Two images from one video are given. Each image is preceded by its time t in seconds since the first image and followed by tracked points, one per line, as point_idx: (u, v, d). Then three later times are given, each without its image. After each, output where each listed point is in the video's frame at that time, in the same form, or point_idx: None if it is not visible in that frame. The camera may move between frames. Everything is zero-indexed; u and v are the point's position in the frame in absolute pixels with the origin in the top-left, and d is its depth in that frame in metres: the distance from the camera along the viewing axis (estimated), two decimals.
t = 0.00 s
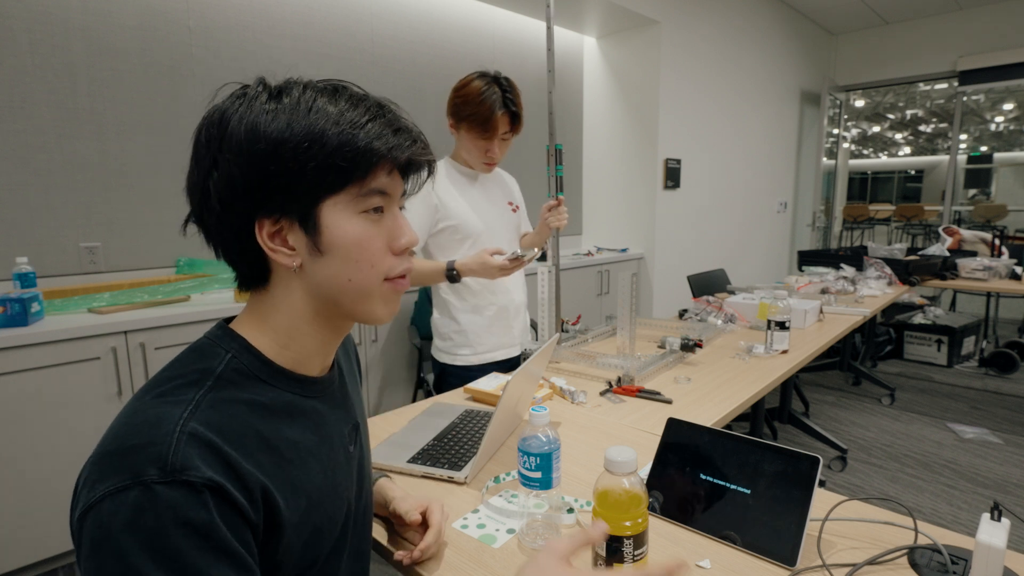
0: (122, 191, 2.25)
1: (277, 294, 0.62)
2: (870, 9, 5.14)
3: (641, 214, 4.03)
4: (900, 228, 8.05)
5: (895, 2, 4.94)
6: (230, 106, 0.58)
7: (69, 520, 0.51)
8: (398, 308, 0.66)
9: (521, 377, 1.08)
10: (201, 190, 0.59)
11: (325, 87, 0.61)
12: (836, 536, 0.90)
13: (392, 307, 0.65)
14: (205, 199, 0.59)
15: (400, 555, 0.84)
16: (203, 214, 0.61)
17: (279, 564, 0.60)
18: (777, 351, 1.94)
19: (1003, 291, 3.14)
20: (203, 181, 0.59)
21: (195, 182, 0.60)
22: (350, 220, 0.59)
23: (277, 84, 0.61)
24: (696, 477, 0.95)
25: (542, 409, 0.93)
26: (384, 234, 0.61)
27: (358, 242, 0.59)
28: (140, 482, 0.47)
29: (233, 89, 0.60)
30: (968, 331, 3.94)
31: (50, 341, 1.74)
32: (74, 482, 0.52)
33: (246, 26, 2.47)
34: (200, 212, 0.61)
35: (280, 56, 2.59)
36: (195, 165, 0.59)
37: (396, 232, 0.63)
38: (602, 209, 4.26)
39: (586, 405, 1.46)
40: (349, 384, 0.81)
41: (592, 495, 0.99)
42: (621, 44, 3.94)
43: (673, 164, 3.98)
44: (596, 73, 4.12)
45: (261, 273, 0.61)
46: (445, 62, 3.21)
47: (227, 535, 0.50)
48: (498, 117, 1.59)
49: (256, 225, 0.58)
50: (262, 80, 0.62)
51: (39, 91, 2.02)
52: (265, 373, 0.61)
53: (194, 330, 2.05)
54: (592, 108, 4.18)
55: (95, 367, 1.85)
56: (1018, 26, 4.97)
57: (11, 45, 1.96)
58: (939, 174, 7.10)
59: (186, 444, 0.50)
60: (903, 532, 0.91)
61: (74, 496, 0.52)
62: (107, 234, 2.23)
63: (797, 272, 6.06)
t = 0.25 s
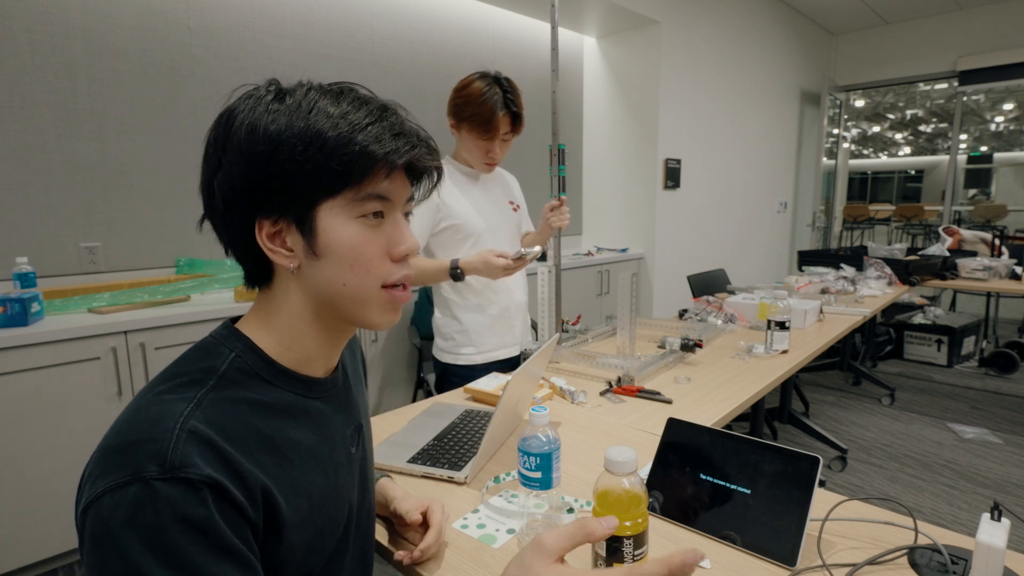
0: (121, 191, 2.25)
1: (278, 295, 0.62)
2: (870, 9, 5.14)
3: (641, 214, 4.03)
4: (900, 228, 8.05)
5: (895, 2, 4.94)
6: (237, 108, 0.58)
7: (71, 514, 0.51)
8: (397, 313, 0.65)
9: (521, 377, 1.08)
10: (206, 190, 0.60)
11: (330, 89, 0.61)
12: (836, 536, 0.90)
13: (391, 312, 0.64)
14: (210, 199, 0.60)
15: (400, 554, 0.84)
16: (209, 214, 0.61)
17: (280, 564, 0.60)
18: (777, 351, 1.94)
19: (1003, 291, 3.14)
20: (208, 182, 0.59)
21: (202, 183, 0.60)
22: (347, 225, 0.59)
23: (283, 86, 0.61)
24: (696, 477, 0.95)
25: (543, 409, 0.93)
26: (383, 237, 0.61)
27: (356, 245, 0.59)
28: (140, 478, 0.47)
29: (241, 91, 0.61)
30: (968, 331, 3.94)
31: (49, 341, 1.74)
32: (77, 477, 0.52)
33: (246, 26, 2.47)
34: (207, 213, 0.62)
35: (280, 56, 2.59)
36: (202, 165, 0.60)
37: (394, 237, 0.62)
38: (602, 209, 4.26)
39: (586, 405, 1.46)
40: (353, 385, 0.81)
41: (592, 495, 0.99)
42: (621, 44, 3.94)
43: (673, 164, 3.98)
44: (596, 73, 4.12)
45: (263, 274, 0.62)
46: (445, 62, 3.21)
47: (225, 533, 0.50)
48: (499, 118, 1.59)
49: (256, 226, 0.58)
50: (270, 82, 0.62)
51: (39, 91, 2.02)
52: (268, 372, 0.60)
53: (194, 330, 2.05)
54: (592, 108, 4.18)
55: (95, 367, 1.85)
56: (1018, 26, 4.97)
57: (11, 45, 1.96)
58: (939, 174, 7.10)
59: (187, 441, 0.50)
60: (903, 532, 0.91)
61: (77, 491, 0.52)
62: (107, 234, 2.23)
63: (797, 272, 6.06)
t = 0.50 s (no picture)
0: (121, 191, 2.24)
1: (280, 294, 0.62)
2: (870, 9, 5.14)
3: (641, 214, 4.03)
4: (900, 228, 8.05)
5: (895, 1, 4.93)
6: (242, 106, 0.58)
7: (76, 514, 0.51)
8: (398, 314, 0.65)
9: (521, 377, 1.08)
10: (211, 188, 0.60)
11: (335, 90, 0.61)
12: (836, 536, 0.90)
13: (393, 313, 0.64)
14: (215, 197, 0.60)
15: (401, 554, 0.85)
16: (213, 212, 0.61)
17: (284, 564, 0.60)
18: (777, 351, 1.94)
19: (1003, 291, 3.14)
20: (212, 180, 0.59)
21: (206, 181, 0.60)
22: (350, 224, 0.59)
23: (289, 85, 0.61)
24: (696, 478, 0.95)
25: (543, 410, 0.93)
26: (386, 238, 0.61)
27: (358, 246, 0.59)
28: (148, 480, 0.47)
29: (248, 89, 0.61)
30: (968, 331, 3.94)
31: (49, 341, 1.74)
32: (81, 477, 0.52)
33: (245, 26, 2.47)
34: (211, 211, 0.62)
35: (279, 57, 2.59)
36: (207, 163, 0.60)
37: (397, 239, 0.62)
38: (602, 209, 4.26)
39: (586, 405, 1.46)
40: (354, 385, 0.81)
41: (592, 495, 0.99)
42: (621, 44, 3.94)
43: (673, 164, 3.98)
44: (596, 73, 4.12)
45: (266, 272, 0.62)
46: (445, 62, 3.21)
47: (233, 535, 0.50)
48: (502, 120, 1.59)
49: (259, 225, 0.58)
50: (277, 81, 0.62)
51: (40, 91, 2.02)
52: (272, 373, 0.61)
53: (194, 330, 2.05)
54: (592, 108, 4.18)
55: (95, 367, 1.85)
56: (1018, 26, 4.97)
57: (11, 45, 1.96)
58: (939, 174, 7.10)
59: (194, 443, 0.50)
60: (903, 532, 0.91)
61: (82, 491, 0.52)
62: (107, 234, 2.23)
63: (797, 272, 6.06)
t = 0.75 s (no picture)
0: (121, 191, 2.24)
1: (282, 294, 0.62)
2: (870, 9, 5.13)
3: (641, 214, 4.03)
4: (900, 228, 8.05)
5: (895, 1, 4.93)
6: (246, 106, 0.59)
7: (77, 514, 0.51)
8: (399, 316, 0.64)
9: (521, 377, 1.08)
10: (217, 187, 0.60)
11: (336, 90, 0.61)
12: (836, 536, 0.90)
13: (393, 315, 0.64)
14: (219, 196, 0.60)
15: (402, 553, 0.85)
16: (218, 211, 0.62)
17: (285, 564, 0.60)
18: (777, 351, 1.94)
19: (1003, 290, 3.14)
20: (217, 179, 0.60)
21: (212, 181, 0.61)
22: (352, 225, 0.59)
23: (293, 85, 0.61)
24: (696, 478, 0.95)
25: (542, 409, 0.93)
26: (385, 240, 0.61)
27: (357, 247, 0.59)
28: (148, 481, 0.47)
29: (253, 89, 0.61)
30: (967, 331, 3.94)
31: (49, 341, 1.74)
32: (82, 476, 0.52)
33: (245, 26, 2.47)
34: (216, 210, 0.62)
35: (279, 56, 2.59)
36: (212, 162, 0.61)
37: (397, 240, 0.62)
38: (602, 209, 4.26)
39: (586, 405, 1.46)
40: (357, 386, 0.81)
41: (592, 495, 0.99)
42: (621, 44, 3.94)
43: (673, 164, 3.98)
44: (596, 73, 4.12)
45: (268, 272, 0.62)
46: (444, 62, 3.21)
47: (232, 537, 0.50)
48: (506, 120, 1.59)
49: (261, 225, 0.58)
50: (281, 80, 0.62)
51: (40, 91, 2.02)
52: (275, 373, 0.61)
53: (194, 330, 2.05)
54: (592, 108, 4.18)
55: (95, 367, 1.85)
56: (1018, 26, 4.97)
57: (11, 45, 1.96)
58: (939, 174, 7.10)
59: (193, 444, 0.50)
60: (903, 532, 0.90)
61: (83, 490, 0.52)
62: (107, 234, 2.23)
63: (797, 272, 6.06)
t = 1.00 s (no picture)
0: (121, 190, 2.24)
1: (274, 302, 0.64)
2: (870, 9, 5.13)
3: (641, 214, 4.03)
4: (900, 228, 8.05)
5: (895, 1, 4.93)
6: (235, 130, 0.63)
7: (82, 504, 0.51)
8: (367, 322, 0.60)
9: (521, 377, 1.08)
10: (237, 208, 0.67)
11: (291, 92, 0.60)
12: (836, 536, 0.90)
13: (359, 322, 0.60)
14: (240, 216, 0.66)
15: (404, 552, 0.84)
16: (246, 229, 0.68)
17: (284, 566, 0.60)
18: (777, 351, 1.94)
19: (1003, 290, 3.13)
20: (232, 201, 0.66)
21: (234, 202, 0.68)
22: (301, 231, 0.58)
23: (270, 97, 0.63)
24: (696, 478, 0.95)
25: (543, 410, 0.93)
26: (335, 243, 0.58)
27: (304, 253, 0.57)
28: (152, 477, 0.47)
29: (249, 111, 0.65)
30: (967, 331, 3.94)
31: (49, 341, 1.74)
32: (90, 468, 0.52)
33: (245, 26, 2.47)
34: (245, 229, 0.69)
35: (279, 56, 2.59)
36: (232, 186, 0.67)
37: (351, 242, 0.58)
38: (602, 209, 4.26)
39: (586, 405, 1.46)
40: (368, 392, 0.81)
41: (593, 495, 0.99)
42: (621, 44, 3.94)
43: (673, 164, 3.98)
44: (596, 73, 4.12)
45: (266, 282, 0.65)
46: (444, 62, 3.21)
47: (233, 537, 0.50)
48: (508, 120, 1.59)
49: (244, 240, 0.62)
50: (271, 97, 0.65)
51: (39, 91, 2.02)
52: (282, 375, 0.61)
53: (194, 330, 2.05)
54: (592, 108, 4.18)
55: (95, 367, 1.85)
56: (1018, 26, 4.96)
57: (11, 45, 1.96)
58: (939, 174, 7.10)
59: (199, 442, 0.50)
60: (903, 532, 0.91)
61: (89, 481, 0.52)
62: (107, 234, 2.23)
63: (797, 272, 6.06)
